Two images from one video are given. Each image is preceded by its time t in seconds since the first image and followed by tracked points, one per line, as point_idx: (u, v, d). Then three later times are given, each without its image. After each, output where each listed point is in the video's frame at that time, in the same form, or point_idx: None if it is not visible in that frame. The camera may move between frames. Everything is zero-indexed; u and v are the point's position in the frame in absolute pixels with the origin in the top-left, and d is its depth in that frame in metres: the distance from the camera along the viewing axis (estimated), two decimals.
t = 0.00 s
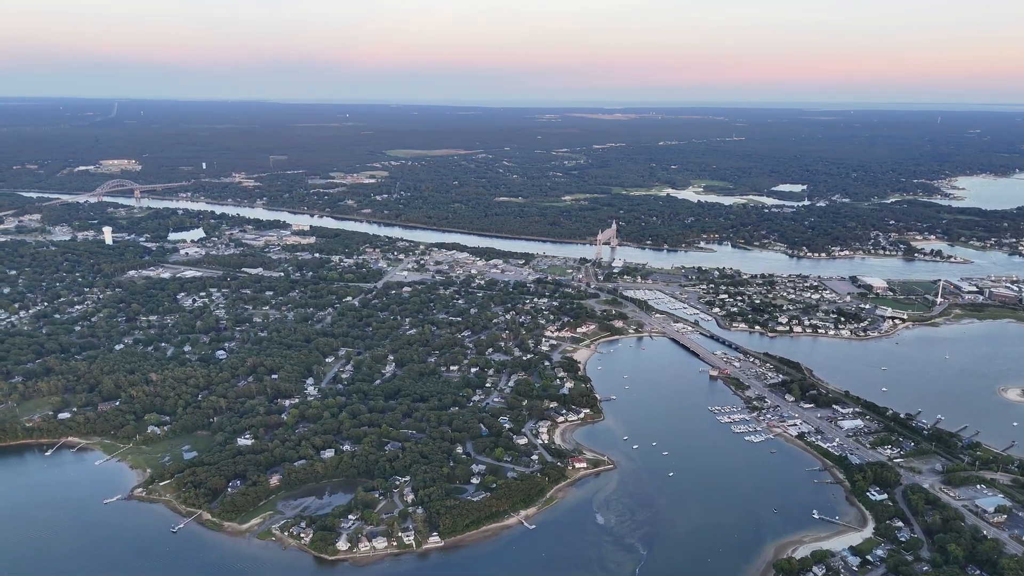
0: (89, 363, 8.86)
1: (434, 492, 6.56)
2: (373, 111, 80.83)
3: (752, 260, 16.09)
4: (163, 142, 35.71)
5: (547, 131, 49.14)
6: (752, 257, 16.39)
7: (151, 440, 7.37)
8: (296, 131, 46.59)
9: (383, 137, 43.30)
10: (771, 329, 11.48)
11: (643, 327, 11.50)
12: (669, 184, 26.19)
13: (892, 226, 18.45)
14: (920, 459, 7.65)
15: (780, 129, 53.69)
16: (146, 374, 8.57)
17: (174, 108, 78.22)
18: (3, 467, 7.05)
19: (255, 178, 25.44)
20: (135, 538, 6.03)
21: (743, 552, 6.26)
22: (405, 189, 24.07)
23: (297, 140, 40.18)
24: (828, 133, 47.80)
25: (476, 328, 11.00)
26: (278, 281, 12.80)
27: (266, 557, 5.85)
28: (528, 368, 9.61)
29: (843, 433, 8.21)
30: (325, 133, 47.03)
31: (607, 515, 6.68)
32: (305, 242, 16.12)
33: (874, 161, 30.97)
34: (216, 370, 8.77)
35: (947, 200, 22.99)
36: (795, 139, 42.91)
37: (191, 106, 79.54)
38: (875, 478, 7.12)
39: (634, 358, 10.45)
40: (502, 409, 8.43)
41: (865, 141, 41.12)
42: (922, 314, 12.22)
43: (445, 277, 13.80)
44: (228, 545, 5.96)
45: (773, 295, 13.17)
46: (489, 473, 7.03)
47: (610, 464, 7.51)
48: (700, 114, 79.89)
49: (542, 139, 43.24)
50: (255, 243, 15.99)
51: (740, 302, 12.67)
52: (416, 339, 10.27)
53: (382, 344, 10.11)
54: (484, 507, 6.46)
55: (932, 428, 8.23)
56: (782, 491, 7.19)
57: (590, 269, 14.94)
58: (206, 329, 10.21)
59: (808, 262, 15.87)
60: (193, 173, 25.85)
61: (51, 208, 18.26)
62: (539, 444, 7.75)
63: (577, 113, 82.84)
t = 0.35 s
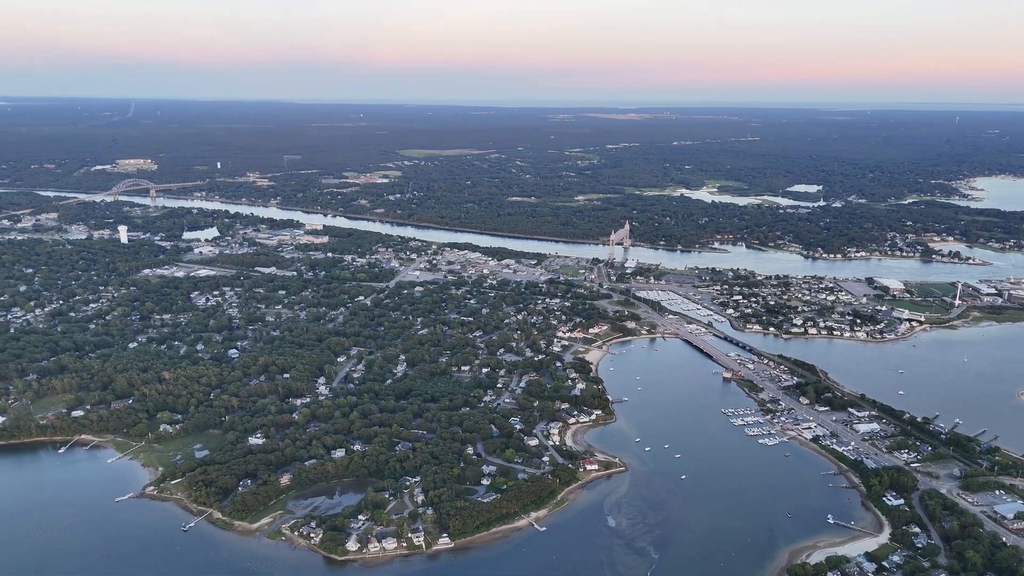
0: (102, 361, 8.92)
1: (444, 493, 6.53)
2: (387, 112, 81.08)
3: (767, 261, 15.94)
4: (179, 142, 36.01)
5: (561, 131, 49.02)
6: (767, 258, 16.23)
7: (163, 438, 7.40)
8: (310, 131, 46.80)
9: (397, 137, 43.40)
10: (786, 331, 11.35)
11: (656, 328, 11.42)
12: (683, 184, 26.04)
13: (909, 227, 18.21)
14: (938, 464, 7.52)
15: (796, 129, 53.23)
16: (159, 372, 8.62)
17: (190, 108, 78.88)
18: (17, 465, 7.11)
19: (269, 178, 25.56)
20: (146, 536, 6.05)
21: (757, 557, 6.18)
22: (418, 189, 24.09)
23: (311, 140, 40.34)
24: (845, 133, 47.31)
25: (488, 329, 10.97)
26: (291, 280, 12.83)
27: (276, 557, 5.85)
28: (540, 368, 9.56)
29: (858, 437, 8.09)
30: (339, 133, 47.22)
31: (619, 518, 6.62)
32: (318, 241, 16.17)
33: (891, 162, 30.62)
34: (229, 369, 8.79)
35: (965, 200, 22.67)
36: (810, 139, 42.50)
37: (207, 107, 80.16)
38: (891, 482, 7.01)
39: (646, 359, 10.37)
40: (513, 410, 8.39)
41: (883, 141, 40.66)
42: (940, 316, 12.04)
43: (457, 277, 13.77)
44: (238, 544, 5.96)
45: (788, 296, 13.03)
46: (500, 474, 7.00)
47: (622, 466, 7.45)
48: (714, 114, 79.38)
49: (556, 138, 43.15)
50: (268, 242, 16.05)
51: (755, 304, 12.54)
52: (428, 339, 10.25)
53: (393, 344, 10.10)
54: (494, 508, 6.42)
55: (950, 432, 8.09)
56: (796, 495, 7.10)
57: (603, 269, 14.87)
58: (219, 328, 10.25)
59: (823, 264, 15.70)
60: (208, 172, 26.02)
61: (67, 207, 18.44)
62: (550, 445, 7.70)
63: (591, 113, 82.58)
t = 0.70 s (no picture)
0: (114, 359, 8.96)
1: (452, 494, 6.50)
2: (399, 112, 81.30)
3: (779, 262, 15.80)
4: (192, 141, 36.28)
5: (572, 132, 48.90)
6: (779, 259, 16.10)
7: (173, 437, 7.42)
8: (322, 131, 46.98)
9: (409, 137, 43.47)
10: (799, 333, 11.24)
11: (667, 329, 11.34)
12: (694, 184, 25.89)
13: (924, 228, 17.99)
14: (953, 468, 7.41)
15: (810, 129, 52.79)
16: (170, 371, 8.65)
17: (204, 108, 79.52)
18: (29, 462, 7.15)
19: (281, 177, 25.67)
20: (155, 535, 6.05)
21: (769, 561, 6.10)
22: (429, 189, 24.09)
23: (323, 139, 40.47)
24: (859, 133, 46.87)
25: (498, 329, 10.93)
26: (302, 280, 12.87)
27: (284, 557, 5.85)
28: (549, 369, 9.51)
29: (873, 441, 7.99)
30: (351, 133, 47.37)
31: (628, 521, 6.56)
32: (329, 241, 16.21)
33: (906, 162, 30.30)
34: (239, 368, 8.82)
35: (982, 201, 22.40)
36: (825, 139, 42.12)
37: (221, 107, 80.68)
38: (906, 487, 6.91)
39: (657, 361, 10.29)
40: (522, 411, 8.34)
41: (898, 142, 40.23)
42: (956, 319, 11.87)
43: (467, 277, 13.75)
44: (246, 544, 5.96)
45: (801, 297, 12.91)
46: (509, 475, 6.96)
47: (632, 468, 7.39)
48: (726, 114, 78.90)
49: (567, 138, 43.05)
50: (280, 241, 16.12)
51: (767, 305, 12.43)
52: (437, 339, 10.23)
53: (403, 344, 10.09)
54: (503, 510, 6.39)
55: (965, 436, 7.97)
56: (808, 498, 7.01)
57: (614, 269, 14.80)
58: (229, 327, 10.29)
59: (837, 265, 15.54)
60: (221, 171, 26.17)
61: (81, 206, 18.59)
62: (559, 447, 7.65)
63: (602, 113, 82.31)
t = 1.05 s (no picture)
0: (125, 358, 9.01)
1: (460, 495, 6.47)
2: (411, 111, 81.41)
3: (792, 263, 15.65)
4: (205, 141, 36.51)
5: (583, 131, 48.75)
6: (792, 260, 15.95)
7: (182, 435, 7.44)
8: (334, 130, 47.15)
9: (420, 136, 43.52)
10: (812, 334, 11.13)
11: (678, 330, 11.25)
12: (706, 184, 25.73)
13: (939, 229, 17.77)
14: (969, 472, 7.29)
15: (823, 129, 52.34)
16: (180, 369, 8.68)
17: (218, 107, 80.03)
18: (40, 460, 7.18)
19: (293, 177, 25.75)
20: (163, 534, 6.06)
21: (781, 566, 6.02)
22: (440, 188, 24.08)
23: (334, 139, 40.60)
24: (873, 134, 46.41)
25: (507, 329, 10.89)
26: (312, 279, 12.89)
27: (292, 557, 5.83)
28: (559, 370, 9.45)
29: (886, 444, 7.88)
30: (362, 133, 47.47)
31: (638, 524, 6.50)
32: (340, 240, 16.23)
33: (920, 163, 29.97)
34: (248, 367, 8.83)
35: (998, 202, 22.10)
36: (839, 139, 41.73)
37: (234, 107, 81.14)
38: (920, 491, 6.80)
39: (668, 362, 10.22)
40: (531, 412, 8.29)
41: (913, 142, 39.79)
42: (971, 321, 11.71)
43: (477, 277, 13.72)
44: (254, 544, 5.95)
45: (814, 299, 12.77)
46: (518, 477, 6.92)
47: (642, 470, 7.32)
48: (739, 114, 78.36)
49: (579, 138, 42.93)
50: (291, 241, 16.17)
51: (780, 306, 12.31)
52: (447, 339, 10.20)
53: (412, 343, 10.07)
54: (511, 512, 6.34)
55: (981, 440, 7.84)
56: (821, 502, 6.92)
57: (625, 270, 14.72)
58: (240, 326, 10.32)
59: (850, 266, 15.38)
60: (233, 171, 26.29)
61: (95, 204, 18.74)
62: (568, 448, 7.60)
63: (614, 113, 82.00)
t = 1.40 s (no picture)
0: (135, 356, 9.04)
1: (469, 497, 6.43)
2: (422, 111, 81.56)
3: (805, 264, 15.51)
4: (217, 141, 36.70)
5: (594, 132, 48.59)
6: (804, 260, 15.81)
7: (192, 434, 7.45)
8: (345, 130, 47.28)
9: (430, 137, 43.56)
10: (824, 336, 11.01)
11: (689, 331, 11.17)
12: (718, 184, 25.58)
13: (954, 230, 17.57)
14: (985, 477, 7.17)
15: (837, 129, 51.89)
16: (190, 368, 8.70)
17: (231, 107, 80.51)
18: (50, 458, 7.22)
19: (304, 176, 25.83)
20: (171, 533, 6.07)
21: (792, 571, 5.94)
22: (450, 189, 24.07)
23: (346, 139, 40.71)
24: (887, 134, 45.97)
25: (517, 329, 10.85)
26: (322, 278, 12.91)
27: (299, 557, 5.82)
28: (569, 371, 9.40)
29: (901, 448, 7.76)
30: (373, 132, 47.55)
31: (648, 527, 6.44)
32: (350, 240, 16.25)
33: (935, 163, 29.64)
34: (258, 367, 8.83)
35: (1014, 203, 21.81)
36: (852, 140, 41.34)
37: (247, 107, 81.72)
38: (935, 496, 6.70)
39: (679, 363, 10.14)
40: (541, 413, 8.25)
41: (928, 142, 39.35)
42: (987, 323, 11.54)
43: (487, 277, 13.69)
44: (262, 544, 5.94)
45: (826, 300, 12.65)
46: (526, 478, 6.87)
47: (651, 473, 7.26)
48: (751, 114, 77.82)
49: (590, 138, 42.80)
50: (301, 240, 16.20)
51: (792, 308, 12.20)
52: (456, 339, 10.17)
53: (422, 343, 10.05)
54: (519, 514, 6.31)
55: (997, 444, 7.72)
56: (834, 507, 6.83)
57: (635, 270, 14.64)
58: (250, 325, 10.34)
59: (864, 267, 15.22)
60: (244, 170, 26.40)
61: (108, 203, 18.87)
62: (578, 450, 7.55)
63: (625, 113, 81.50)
